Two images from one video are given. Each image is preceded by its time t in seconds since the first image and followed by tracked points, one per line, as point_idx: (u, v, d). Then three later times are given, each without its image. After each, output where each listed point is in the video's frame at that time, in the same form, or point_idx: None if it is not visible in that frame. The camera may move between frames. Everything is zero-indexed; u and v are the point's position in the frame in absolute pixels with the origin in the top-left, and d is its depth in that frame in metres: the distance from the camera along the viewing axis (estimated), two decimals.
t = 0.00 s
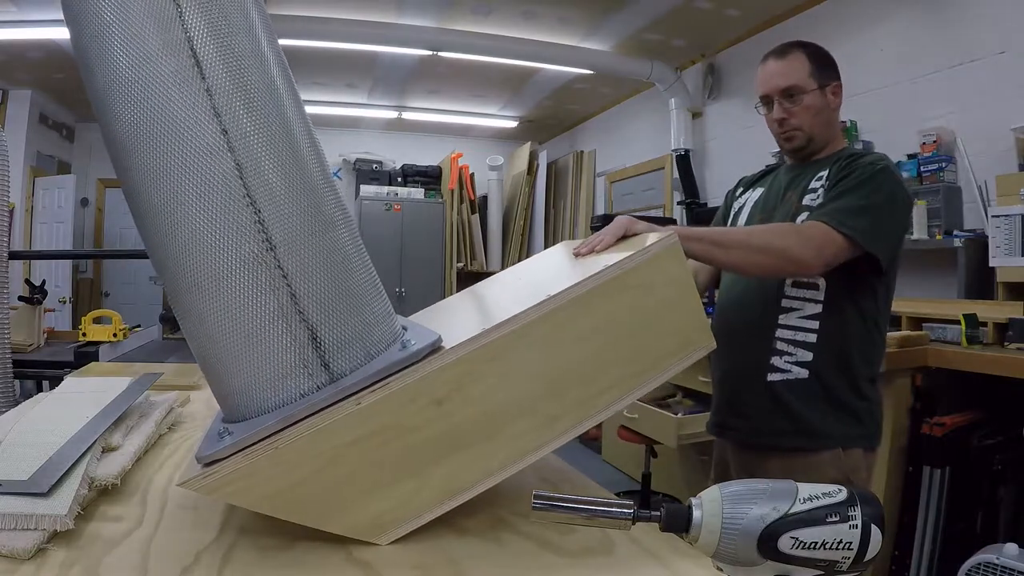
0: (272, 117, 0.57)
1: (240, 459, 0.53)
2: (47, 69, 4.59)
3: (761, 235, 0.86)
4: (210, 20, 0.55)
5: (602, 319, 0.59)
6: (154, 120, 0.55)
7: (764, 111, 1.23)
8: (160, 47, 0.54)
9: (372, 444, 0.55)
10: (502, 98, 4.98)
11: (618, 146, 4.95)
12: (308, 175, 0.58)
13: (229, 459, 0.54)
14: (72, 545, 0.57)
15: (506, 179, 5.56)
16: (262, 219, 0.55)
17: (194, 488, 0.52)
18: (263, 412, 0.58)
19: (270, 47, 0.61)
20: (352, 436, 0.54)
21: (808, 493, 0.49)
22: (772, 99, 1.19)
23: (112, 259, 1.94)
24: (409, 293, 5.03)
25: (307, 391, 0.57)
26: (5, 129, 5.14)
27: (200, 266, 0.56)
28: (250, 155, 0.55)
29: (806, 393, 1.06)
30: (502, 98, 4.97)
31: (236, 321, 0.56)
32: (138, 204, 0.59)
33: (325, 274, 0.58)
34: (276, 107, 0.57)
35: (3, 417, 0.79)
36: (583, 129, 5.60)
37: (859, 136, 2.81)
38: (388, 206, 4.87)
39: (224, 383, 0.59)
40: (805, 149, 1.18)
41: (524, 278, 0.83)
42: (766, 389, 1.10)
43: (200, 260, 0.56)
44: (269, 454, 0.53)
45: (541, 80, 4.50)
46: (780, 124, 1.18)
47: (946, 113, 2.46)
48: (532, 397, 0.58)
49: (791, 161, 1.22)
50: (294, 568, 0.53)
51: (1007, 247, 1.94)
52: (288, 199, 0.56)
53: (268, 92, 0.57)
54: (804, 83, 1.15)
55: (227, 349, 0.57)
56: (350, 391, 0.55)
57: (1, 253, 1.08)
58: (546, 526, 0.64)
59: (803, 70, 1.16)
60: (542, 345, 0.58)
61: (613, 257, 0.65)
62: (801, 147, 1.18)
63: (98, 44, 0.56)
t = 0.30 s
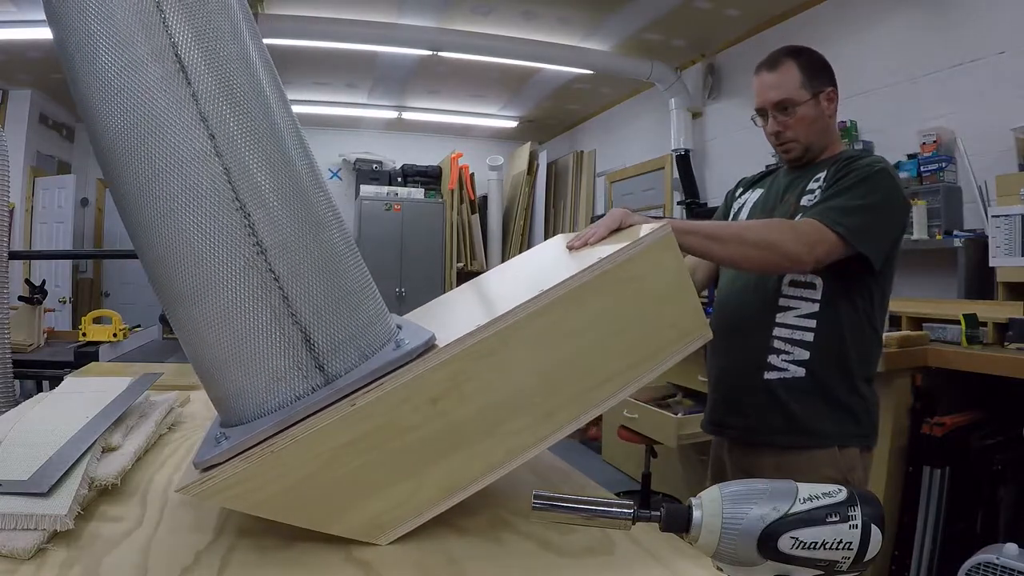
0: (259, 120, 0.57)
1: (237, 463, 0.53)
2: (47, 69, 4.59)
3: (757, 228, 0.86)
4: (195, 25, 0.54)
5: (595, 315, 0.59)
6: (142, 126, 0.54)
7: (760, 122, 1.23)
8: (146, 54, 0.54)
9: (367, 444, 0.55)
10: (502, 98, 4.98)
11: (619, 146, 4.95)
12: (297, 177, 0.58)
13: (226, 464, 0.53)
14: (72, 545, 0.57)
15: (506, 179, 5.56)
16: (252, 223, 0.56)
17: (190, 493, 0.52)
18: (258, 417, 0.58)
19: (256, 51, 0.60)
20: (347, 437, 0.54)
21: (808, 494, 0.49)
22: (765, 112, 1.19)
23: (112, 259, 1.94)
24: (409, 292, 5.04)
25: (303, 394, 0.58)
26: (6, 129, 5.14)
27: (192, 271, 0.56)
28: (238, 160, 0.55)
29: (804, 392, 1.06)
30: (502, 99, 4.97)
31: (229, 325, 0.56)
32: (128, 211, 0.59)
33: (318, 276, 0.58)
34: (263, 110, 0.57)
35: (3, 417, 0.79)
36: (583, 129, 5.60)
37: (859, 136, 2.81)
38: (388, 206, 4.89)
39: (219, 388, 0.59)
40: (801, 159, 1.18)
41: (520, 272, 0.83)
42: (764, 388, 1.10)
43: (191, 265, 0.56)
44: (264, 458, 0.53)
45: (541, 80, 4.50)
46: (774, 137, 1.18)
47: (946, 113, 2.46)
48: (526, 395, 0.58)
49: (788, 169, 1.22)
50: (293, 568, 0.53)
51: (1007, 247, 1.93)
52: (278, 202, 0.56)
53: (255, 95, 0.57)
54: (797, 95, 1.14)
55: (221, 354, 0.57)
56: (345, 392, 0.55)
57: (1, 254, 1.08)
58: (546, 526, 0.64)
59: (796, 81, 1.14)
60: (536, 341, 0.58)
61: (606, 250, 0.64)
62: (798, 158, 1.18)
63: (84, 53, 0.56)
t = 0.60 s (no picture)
0: (251, 123, 0.57)
1: (235, 466, 0.53)
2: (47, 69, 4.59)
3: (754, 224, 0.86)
4: (184, 30, 0.55)
5: (590, 313, 0.59)
6: (134, 131, 0.54)
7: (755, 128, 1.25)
8: (136, 59, 0.54)
9: (365, 445, 0.55)
10: (502, 98, 4.97)
11: (619, 146, 4.96)
12: (290, 178, 0.58)
13: (224, 467, 0.53)
14: (73, 545, 0.57)
15: (506, 179, 5.56)
16: (245, 225, 0.55)
17: (188, 496, 0.52)
18: (255, 419, 0.58)
19: (247, 53, 0.60)
20: (344, 438, 0.54)
21: (808, 494, 0.49)
22: (758, 117, 1.21)
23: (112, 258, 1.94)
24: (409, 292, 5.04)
25: (300, 395, 0.58)
26: (6, 129, 5.14)
27: (186, 275, 0.56)
28: (231, 162, 0.55)
29: (801, 392, 1.06)
30: (502, 99, 4.97)
31: (225, 328, 0.56)
32: (122, 217, 0.59)
33: (313, 277, 0.58)
34: (254, 112, 0.57)
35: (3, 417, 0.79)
36: (583, 129, 5.60)
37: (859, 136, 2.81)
38: (388, 206, 4.89)
39: (216, 390, 0.59)
40: (796, 164, 1.19)
41: (520, 266, 0.83)
42: (761, 388, 1.10)
43: (186, 268, 0.56)
44: (262, 459, 0.53)
45: (541, 80, 4.50)
46: (767, 142, 1.20)
47: (946, 113, 2.46)
48: (523, 393, 0.58)
49: (785, 173, 1.23)
50: (293, 568, 0.53)
51: (1007, 247, 1.93)
52: (271, 203, 0.56)
53: (245, 97, 0.57)
54: (788, 100, 1.15)
55: (217, 356, 0.57)
56: (342, 393, 0.55)
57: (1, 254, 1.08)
58: (546, 526, 0.64)
59: (787, 87, 1.16)
60: (532, 339, 0.58)
61: (601, 246, 0.64)
62: (792, 162, 1.19)
63: (76, 60, 0.56)
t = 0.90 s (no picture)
0: (244, 125, 0.57)
1: (234, 468, 0.53)
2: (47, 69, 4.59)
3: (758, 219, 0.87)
4: (176, 32, 0.54)
5: (585, 311, 0.59)
6: (128, 135, 0.54)
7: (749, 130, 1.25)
8: (130, 62, 0.54)
9: (364, 444, 0.55)
10: (502, 98, 4.97)
11: (619, 146, 4.96)
12: (283, 179, 0.58)
13: (223, 469, 0.53)
14: (73, 545, 0.57)
15: (506, 179, 5.57)
16: (240, 226, 0.55)
17: (187, 499, 0.52)
18: (253, 421, 0.58)
19: (240, 55, 0.60)
20: (342, 439, 0.54)
21: (808, 494, 0.49)
22: (750, 120, 1.22)
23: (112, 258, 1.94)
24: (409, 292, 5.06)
25: (297, 397, 0.58)
26: (6, 130, 5.14)
27: (182, 278, 0.56)
28: (225, 165, 0.55)
29: (798, 391, 1.06)
30: (502, 98, 4.97)
31: (221, 330, 0.56)
32: (118, 220, 0.59)
33: (308, 276, 0.58)
34: (247, 113, 0.57)
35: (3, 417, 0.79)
36: (583, 129, 5.60)
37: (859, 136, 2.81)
38: (388, 206, 4.89)
39: (214, 392, 0.59)
40: (789, 165, 1.19)
41: (519, 262, 0.83)
42: (758, 387, 1.10)
43: (181, 271, 0.56)
44: (261, 459, 0.53)
45: (541, 80, 4.50)
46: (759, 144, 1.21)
47: (947, 113, 2.46)
48: (521, 391, 0.58)
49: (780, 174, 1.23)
50: (293, 569, 0.53)
51: (1007, 247, 1.93)
52: (265, 204, 0.56)
53: (238, 99, 0.57)
54: (779, 102, 1.16)
55: (214, 358, 0.57)
56: (339, 394, 0.55)
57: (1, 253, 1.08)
58: (546, 526, 0.64)
59: (777, 89, 1.16)
60: (528, 338, 0.58)
61: (596, 243, 0.64)
62: (785, 163, 1.19)
63: (69, 65, 0.56)
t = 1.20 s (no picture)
0: (240, 126, 0.57)
1: (234, 469, 0.53)
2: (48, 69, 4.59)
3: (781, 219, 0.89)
4: (171, 35, 0.54)
5: (582, 310, 0.59)
6: (124, 138, 0.54)
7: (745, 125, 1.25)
8: (126, 66, 0.54)
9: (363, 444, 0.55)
10: (502, 98, 4.97)
11: (618, 146, 4.96)
12: (280, 179, 0.58)
13: (223, 470, 0.54)
14: (73, 545, 0.57)
15: (506, 179, 5.57)
16: (236, 227, 0.55)
17: (187, 500, 0.52)
18: (252, 422, 0.58)
19: (236, 56, 0.60)
20: (341, 439, 0.54)
21: (808, 494, 0.49)
22: (748, 114, 1.21)
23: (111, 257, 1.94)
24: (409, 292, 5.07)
25: (296, 398, 0.58)
26: (6, 130, 5.14)
27: (179, 280, 0.56)
28: (221, 166, 0.55)
29: (796, 391, 1.06)
30: (501, 98, 4.97)
31: (220, 331, 0.56)
32: (115, 223, 0.59)
33: (305, 276, 0.58)
34: (243, 114, 0.57)
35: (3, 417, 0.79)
36: (583, 129, 5.61)
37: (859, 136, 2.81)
38: (388, 206, 4.90)
39: (213, 393, 0.59)
40: (783, 162, 1.19)
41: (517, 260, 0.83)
42: (757, 387, 1.10)
43: (179, 274, 0.56)
44: (261, 460, 0.53)
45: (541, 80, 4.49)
46: (756, 138, 1.20)
47: (946, 113, 2.46)
48: (520, 389, 0.58)
49: (774, 172, 1.23)
50: (292, 569, 0.53)
51: (1007, 247, 1.94)
52: (262, 205, 0.56)
53: (233, 100, 0.57)
54: (779, 97, 1.16)
55: (212, 360, 0.57)
56: (338, 394, 0.55)
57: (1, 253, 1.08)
58: (546, 525, 0.64)
59: (778, 85, 1.16)
60: (526, 337, 0.58)
61: (594, 240, 0.64)
62: (780, 159, 1.19)
63: (64, 69, 0.56)
